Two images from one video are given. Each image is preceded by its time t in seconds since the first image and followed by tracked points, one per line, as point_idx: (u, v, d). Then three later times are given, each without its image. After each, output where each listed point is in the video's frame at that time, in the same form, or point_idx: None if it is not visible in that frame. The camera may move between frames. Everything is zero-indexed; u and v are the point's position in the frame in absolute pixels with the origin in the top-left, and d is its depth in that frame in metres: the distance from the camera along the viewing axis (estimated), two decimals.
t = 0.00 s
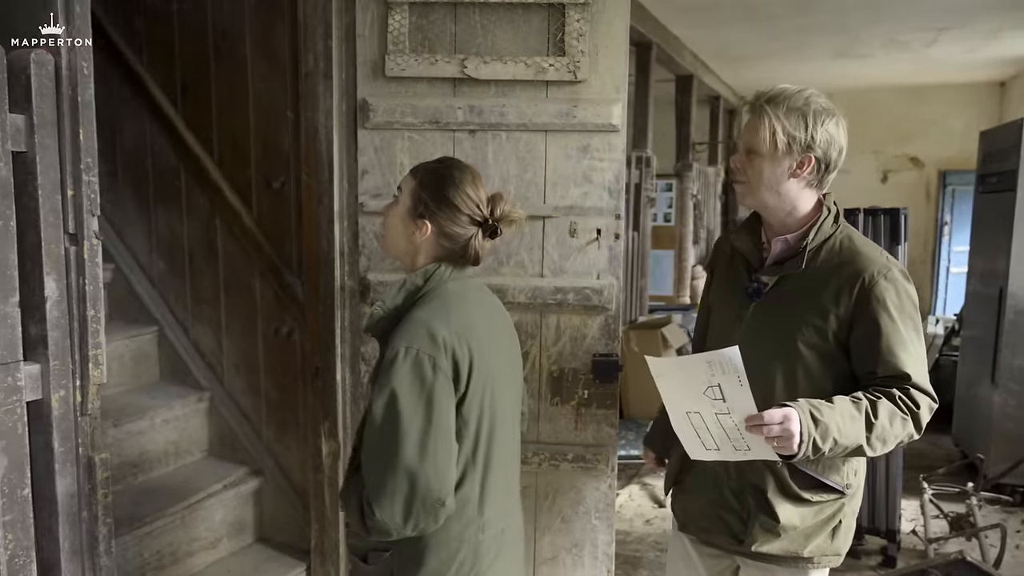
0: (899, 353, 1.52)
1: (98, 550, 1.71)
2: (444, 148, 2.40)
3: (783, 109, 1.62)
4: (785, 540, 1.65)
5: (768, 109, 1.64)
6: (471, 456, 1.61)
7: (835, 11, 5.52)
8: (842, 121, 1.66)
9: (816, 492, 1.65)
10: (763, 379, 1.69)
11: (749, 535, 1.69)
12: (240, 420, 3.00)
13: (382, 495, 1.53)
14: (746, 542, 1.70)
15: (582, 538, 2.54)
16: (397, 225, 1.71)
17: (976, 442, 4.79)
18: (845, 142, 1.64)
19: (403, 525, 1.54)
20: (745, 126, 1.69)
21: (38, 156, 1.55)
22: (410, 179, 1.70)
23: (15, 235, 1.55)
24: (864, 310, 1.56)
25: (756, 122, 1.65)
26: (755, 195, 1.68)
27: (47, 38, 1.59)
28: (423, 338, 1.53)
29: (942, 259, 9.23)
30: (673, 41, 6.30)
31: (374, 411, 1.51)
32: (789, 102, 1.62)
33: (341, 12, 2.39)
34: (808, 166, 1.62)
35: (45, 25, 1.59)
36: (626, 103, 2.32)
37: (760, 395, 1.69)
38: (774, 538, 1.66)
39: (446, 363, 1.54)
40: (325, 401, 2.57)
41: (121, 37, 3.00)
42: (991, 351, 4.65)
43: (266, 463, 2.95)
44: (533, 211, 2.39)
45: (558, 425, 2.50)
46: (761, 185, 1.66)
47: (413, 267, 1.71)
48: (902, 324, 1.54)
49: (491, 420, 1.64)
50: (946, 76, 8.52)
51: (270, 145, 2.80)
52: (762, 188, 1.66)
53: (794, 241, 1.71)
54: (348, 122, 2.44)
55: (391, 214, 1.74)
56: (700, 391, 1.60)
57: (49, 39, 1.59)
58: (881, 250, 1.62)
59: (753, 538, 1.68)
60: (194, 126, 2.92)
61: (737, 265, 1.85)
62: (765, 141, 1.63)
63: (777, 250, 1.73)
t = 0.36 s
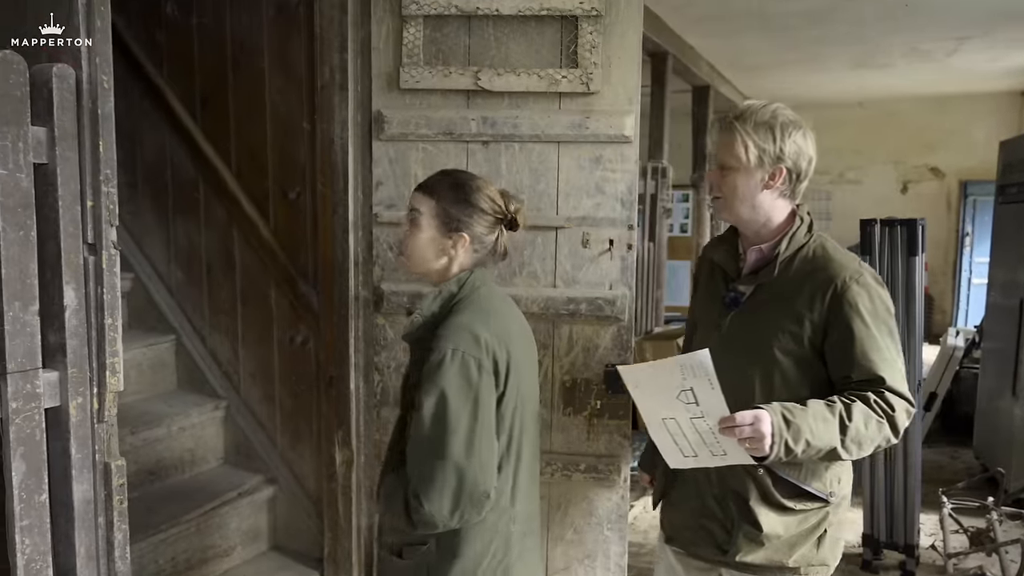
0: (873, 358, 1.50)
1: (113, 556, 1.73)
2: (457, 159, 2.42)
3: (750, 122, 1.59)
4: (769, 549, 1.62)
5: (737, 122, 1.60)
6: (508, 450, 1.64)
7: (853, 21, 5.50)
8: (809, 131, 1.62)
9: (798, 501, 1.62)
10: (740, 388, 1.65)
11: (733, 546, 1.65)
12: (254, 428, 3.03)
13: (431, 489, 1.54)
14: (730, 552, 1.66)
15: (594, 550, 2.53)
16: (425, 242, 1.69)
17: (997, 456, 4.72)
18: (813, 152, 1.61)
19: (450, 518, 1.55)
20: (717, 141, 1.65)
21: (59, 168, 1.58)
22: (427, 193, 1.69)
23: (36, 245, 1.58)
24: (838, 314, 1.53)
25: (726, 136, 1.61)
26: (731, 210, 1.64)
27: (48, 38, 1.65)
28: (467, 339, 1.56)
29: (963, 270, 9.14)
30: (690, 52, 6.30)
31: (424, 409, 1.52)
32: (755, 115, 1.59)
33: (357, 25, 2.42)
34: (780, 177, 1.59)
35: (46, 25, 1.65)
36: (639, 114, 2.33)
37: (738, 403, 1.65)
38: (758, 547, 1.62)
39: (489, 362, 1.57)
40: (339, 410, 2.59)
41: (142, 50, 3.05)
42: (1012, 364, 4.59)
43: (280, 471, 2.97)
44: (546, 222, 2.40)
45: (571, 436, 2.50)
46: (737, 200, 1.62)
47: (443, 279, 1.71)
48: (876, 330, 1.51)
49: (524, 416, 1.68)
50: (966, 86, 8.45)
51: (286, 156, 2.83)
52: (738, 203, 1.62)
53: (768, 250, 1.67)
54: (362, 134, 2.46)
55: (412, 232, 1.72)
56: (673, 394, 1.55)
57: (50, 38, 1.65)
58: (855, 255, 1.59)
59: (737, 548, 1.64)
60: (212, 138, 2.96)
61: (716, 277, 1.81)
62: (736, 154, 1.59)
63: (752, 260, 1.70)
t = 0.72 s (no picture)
0: (833, 348, 1.51)
1: (129, 564, 1.75)
2: (471, 171, 2.43)
3: (686, 136, 1.63)
4: (753, 545, 1.61)
5: (675, 137, 1.64)
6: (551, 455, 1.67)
7: (870, 32, 5.48)
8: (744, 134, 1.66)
9: (777, 495, 1.62)
10: (711, 391, 1.67)
11: (718, 545, 1.63)
12: (269, 437, 3.05)
13: (504, 496, 1.49)
14: (716, 552, 1.64)
15: (608, 562, 2.52)
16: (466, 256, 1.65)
17: (1018, 470, 4.65)
18: (754, 154, 1.64)
19: (519, 526, 1.52)
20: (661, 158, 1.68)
21: (79, 180, 1.61)
22: (460, 208, 1.65)
23: (56, 256, 1.61)
24: (795, 309, 1.55)
25: (668, 153, 1.65)
26: (687, 223, 1.67)
27: (48, 38, 1.75)
28: (524, 345, 1.58)
29: (984, 282, 9.04)
30: (705, 64, 6.30)
31: (498, 413, 1.50)
32: (690, 129, 1.63)
33: (373, 39, 2.45)
34: (725, 184, 1.62)
35: (46, 25, 1.75)
36: (651, 126, 2.33)
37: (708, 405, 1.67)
38: (742, 544, 1.60)
39: (542, 368, 1.61)
40: (353, 420, 2.60)
41: (162, 64, 3.10)
42: None
43: (295, 481, 2.99)
44: (559, 234, 2.40)
45: (584, 448, 2.50)
46: (691, 212, 1.65)
47: (477, 292, 1.69)
48: (834, 321, 1.53)
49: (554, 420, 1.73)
50: (985, 96, 8.39)
51: (302, 168, 2.86)
52: (693, 215, 1.66)
53: (725, 253, 1.70)
54: (377, 146, 2.49)
55: (444, 249, 1.66)
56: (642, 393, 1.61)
57: (51, 37, 1.75)
58: (809, 252, 1.62)
59: (722, 548, 1.62)
60: (230, 150, 3.00)
61: (680, 284, 1.83)
62: (680, 168, 1.62)
63: (712, 265, 1.73)
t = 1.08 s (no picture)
0: (831, 356, 1.47)
1: (155, 570, 1.77)
2: (494, 182, 2.45)
3: (673, 149, 1.61)
4: (757, 556, 1.58)
5: (665, 151, 1.62)
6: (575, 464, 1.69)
7: (895, 41, 5.43)
8: (734, 141, 1.62)
9: (781, 506, 1.59)
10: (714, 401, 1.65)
11: (723, 556, 1.61)
12: (292, 445, 3.07)
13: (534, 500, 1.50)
14: (721, 563, 1.62)
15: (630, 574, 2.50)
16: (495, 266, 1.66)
17: None
18: (746, 162, 1.61)
19: (547, 531, 1.53)
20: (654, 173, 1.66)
21: (109, 192, 1.64)
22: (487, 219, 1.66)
23: (86, 265, 1.64)
24: (791, 317, 1.52)
25: (658, 167, 1.63)
26: (683, 236, 1.66)
27: (48, 37, 1.82)
28: (552, 354, 1.60)
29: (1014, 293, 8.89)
30: (728, 73, 6.28)
31: (530, 420, 1.51)
32: (677, 142, 1.61)
33: (396, 51, 2.48)
34: (718, 195, 1.59)
35: (46, 25, 1.82)
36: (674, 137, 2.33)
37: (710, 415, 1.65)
38: (746, 555, 1.58)
39: (569, 375, 1.62)
40: (377, 430, 2.61)
41: (190, 77, 3.15)
42: None
43: (318, 489, 3.00)
44: (581, 244, 2.41)
45: (606, 458, 2.49)
46: (686, 227, 1.64)
47: (502, 300, 1.69)
48: (833, 329, 1.49)
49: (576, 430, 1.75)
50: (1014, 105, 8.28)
51: (326, 179, 2.89)
52: (688, 229, 1.64)
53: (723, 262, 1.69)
54: (400, 157, 2.51)
55: (474, 259, 1.66)
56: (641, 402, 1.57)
57: (50, 37, 1.82)
58: (808, 260, 1.59)
59: (726, 558, 1.60)
60: (256, 162, 3.04)
61: (683, 294, 1.82)
62: (671, 182, 1.60)
63: (710, 275, 1.72)
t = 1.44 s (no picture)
0: (844, 397, 1.33)
1: None
2: (519, 191, 2.45)
3: (704, 162, 1.46)
4: None
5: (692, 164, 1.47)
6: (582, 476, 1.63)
7: (926, 48, 5.37)
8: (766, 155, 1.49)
9: (786, 544, 1.44)
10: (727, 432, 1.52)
11: None
12: (318, 453, 3.09)
13: (517, 511, 1.49)
14: None
15: None
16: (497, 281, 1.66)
17: None
18: (778, 176, 1.48)
19: (533, 541, 1.52)
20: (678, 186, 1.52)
21: (141, 202, 1.67)
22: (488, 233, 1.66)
23: (118, 274, 1.66)
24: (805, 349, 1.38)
25: (685, 179, 1.48)
26: (706, 255, 1.52)
27: (48, 37, 1.92)
28: (546, 364, 1.56)
29: None
30: (755, 82, 6.24)
31: (512, 432, 1.49)
32: (706, 154, 1.46)
33: (423, 62, 2.50)
34: (751, 212, 1.46)
35: (46, 25, 1.92)
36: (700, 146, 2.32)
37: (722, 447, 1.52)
38: None
39: (567, 386, 1.57)
40: (402, 438, 2.62)
41: (220, 88, 3.19)
42: None
43: (343, 497, 3.01)
44: (607, 253, 2.40)
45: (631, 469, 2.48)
46: (712, 246, 1.50)
47: (512, 311, 1.67)
48: (849, 364, 1.34)
49: (592, 441, 1.69)
50: None
51: (353, 189, 2.91)
52: (714, 248, 1.50)
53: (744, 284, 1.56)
54: (426, 167, 2.52)
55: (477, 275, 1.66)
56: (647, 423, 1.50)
57: (50, 37, 1.91)
58: (833, 286, 1.44)
59: None
60: (284, 171, 3.07)
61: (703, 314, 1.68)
62: (701, 198, 1.46)
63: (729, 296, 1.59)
